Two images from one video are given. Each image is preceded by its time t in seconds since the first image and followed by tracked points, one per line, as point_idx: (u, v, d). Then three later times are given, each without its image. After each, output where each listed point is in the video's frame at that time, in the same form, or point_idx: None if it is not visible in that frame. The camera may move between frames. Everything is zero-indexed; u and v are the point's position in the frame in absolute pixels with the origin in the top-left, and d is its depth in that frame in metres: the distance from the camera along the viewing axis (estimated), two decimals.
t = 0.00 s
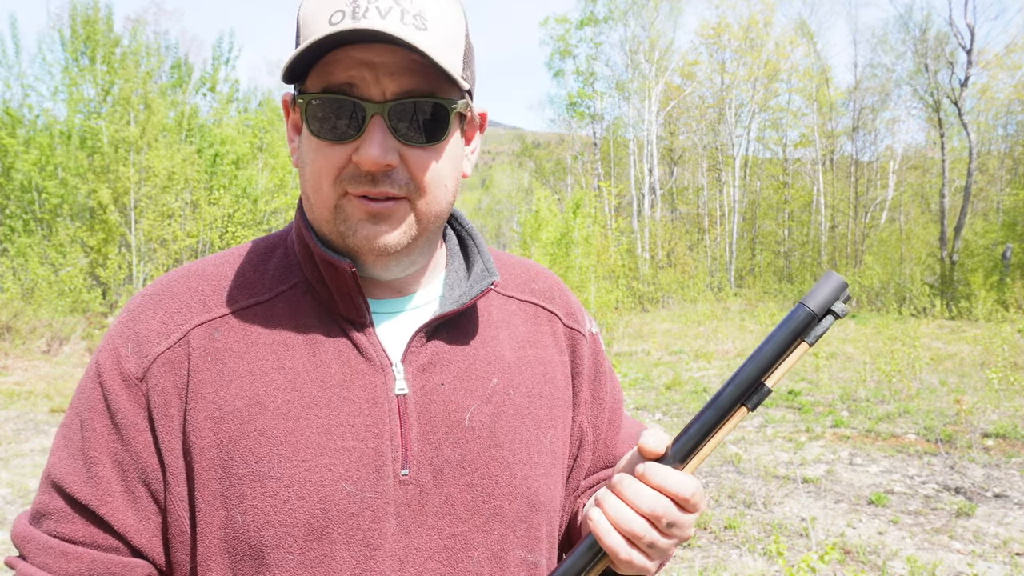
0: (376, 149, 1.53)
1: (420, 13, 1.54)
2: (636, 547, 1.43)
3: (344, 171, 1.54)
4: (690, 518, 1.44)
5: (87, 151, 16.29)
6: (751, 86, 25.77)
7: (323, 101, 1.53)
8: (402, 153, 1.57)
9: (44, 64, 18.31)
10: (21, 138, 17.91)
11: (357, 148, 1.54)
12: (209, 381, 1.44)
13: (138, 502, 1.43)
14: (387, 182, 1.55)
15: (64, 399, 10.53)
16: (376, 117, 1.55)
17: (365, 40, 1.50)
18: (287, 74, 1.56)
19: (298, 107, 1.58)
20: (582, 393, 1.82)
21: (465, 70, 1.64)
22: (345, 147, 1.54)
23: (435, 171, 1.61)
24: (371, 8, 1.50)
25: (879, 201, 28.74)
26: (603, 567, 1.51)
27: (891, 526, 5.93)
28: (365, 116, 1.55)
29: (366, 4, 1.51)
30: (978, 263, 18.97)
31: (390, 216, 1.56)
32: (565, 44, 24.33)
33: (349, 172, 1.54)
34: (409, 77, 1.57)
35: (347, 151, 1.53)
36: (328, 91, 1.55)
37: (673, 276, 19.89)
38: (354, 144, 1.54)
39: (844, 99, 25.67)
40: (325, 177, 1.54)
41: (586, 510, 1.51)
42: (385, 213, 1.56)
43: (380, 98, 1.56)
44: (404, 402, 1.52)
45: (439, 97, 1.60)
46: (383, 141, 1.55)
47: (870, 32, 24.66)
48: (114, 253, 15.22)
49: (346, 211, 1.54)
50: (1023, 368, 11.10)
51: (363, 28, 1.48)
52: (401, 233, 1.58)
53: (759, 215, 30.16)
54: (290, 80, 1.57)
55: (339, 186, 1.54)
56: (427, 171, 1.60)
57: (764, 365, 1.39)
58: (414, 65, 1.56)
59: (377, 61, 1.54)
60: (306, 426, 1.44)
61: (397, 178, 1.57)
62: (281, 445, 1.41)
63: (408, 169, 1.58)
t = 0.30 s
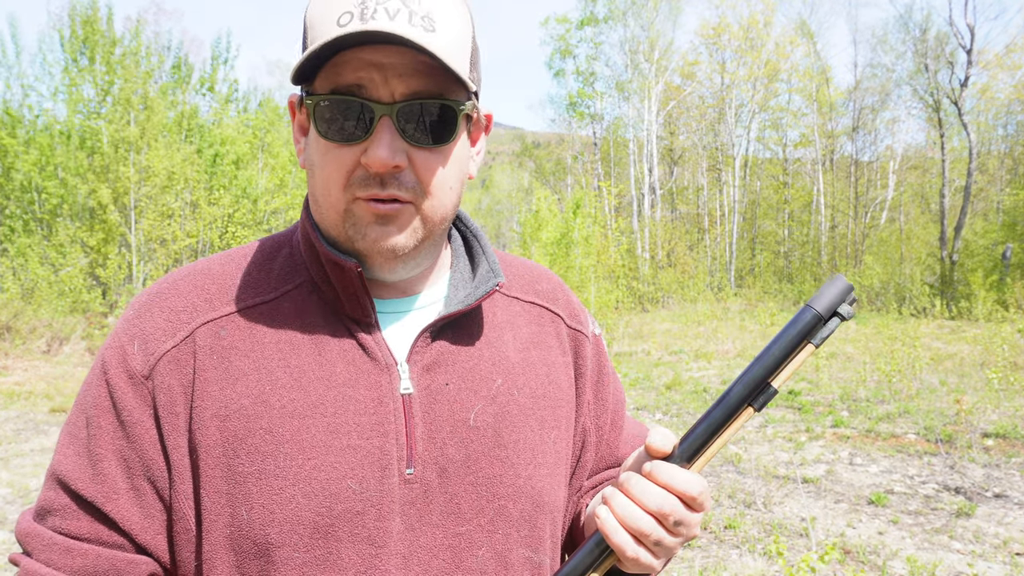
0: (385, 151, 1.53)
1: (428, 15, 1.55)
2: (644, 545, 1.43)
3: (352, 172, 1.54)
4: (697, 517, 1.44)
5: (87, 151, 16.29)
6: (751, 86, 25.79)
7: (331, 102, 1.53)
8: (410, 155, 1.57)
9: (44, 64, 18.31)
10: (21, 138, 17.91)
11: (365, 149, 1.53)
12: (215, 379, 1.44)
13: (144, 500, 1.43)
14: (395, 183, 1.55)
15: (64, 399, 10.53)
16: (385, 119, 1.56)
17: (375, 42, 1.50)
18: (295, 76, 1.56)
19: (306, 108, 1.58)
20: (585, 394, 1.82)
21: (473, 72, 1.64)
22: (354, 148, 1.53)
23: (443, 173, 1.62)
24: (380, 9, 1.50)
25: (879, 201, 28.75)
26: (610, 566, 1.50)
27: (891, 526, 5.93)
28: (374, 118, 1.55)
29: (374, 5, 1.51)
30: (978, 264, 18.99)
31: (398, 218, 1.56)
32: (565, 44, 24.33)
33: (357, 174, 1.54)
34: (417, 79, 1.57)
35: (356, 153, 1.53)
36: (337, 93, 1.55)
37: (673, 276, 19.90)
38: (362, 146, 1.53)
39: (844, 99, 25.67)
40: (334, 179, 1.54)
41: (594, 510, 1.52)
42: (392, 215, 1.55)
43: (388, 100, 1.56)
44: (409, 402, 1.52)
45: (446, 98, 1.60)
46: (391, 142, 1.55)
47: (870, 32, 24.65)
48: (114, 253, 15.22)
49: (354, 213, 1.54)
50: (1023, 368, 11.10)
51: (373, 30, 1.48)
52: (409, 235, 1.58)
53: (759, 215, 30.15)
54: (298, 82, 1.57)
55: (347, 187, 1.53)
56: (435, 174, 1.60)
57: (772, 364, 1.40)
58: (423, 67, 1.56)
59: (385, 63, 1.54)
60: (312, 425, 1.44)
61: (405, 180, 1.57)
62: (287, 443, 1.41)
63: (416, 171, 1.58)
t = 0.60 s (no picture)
0: (396, 157, 1.53)
1: (439, 21, 1.54)
2: (650, 541, 1.43)
3: (361, 175, 1.53)
4: (703, 513, 1.43)
5: (87, 151, 16.29)
6: (751, 86, 25.80)
7: (341, 107, 1.52)
8: (421, 160, 1.57)
9: (44, 64, 18.30)
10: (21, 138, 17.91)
11: (376, 154, 1.53)
12: (221, 380, 1.44)
13: (149, 499, 1.43)
14: (407, 187, 1.56)
15: (65, 399, 10.53)
16: (395, 126, 1.55)
17: (387, 49, 1.50)
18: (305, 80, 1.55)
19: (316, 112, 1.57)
20: (588, 396, 1.83)
21: (482, 78, 1.64)
22: (364, 152, 1.53)
23: (454, 178, 1.63)
24: (390, 15, 1.50)
25: (879, 201, 28.74)
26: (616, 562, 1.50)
27: (891, 526, 5.93)
28: (384, 122, 1.54)
29: (385, 11, 1.50)
30: (978, 264, 18.99)
31: (408, 221, 1.57)
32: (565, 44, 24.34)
33: (367, 176, 1.54)
34: (430, 85, 1.56)
35: (366, 157, 1.52)
36: (347, 98, 1.54)
37: (673, 276, 19.89)
38: (373, 150, 1.53)
39: (844, 99, 25.64)
40: (343, 182, 1.53)
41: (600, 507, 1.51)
42: (402, 218, 1.56)
43: (400, 106, 1.56)
44: (414, 403, 1.53)
45: (456, 104, 1.59)
46: (402, 148, 1.55)
47: (870, 32, 24.64)
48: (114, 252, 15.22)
49: (363, 214, 1.55)
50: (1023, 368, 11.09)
51: (384, 39, 1.48)
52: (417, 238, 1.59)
53: (759, 215, 30.14)
54: (308, 86, 1.56)
55: (358, 191, 1.54)
56: (447, 178, 1.61)
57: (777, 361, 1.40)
58: (435, 73, 1.56)
59: (397, 69, 1.53)
60: (318, 425, 1.44)
61: (414, 184, 1.57)
62: (293, 444, 1.41)
63: (426, 174, 1.58)
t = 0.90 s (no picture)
0: (447, 157, 1.55)
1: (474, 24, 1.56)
2: (656, 516, 1.37)
3: (406, 176, 1.54)
4: (705, 489, 1.40)
5: (87, 151, 16.28)
6: (751, 86, 25.81)
7: (394, 112, 1.50)
8: (465, 161, 1.60)
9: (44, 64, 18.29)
10: (21, 138, 17.92)
11: (426, 154, 1.53)
12: (221, 379, 1.45)
13: (148, 497, 1.44)
14: (451, 188, 1.58)
15: (65, 399, 10.53)
16: (443, 127, 1.55)
17: (442, 52, 1.50)
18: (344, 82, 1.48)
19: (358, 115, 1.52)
20: (588, 393, 1.84)
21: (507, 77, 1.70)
22: (411, 154, 1.52)
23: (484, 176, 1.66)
24: (432, 18, 1.49)
25: (879, 201, 28.75)
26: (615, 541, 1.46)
27: (891, 526, 5.93)
28: (433, 125, 1.54)
29: (425, 13, 1.49)
30: (978, 264, 18.99)
31: (447, 221, 1.59)
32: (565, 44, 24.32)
33: (412, 178, 1.54)
34: (471, 86, 1.59)
35: (413, 159, 1.52)
36: (395, 100, 1.51)
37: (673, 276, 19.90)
38: (422, 151, 1.53)
39: (844, 99, 25.63)
40: (385, 184, 1.53)
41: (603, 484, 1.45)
42: (443, 218, 1.58)
43: (447, 108, 1.57)
44: (414, 402, 1.52)
45: (490, 103, 1.64)
46: (452, 149, 1.56)
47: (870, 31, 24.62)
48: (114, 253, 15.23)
49: (402, 216, 1.55)
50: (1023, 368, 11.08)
51: (438, 42, 1.47)
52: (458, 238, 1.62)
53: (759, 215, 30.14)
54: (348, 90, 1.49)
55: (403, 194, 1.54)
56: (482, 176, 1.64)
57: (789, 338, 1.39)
58: (474, 74, 1.59)
59: (442, 72, 1.54)
60: (317, 425, 1.44)
61: (455, 183, 1.59)
62: (294, 443, 1.41)
63: (466, 172, 1.61)
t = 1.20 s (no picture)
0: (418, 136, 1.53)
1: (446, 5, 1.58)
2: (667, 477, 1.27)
3: (380, 162, 1.52)
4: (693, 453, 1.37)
5: (87, 151, 16.28)
6: (751, 86, 25.85)
7: (361, 92, 1.52)
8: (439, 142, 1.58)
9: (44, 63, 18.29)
10: (21, 138, 17.92)
11: (397, 136, 1.53)
12: (219, 368, 1.45)
13: (153, 486, 1.43)
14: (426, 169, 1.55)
15: (65, 399, 10.53)
16: (415, 106, 1.56)
17: (406, 30, 1.52)
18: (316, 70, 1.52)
19: (329, 103, 1.54)
20: (590, 393, 1.80)
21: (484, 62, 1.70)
22: (383, 134, 1.52)
23: (464, 159, 1.63)
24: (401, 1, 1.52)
25: (879, 202, 28.75)
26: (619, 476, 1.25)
27: (891, 526, 5.93)
28: (402, 104, 1.55)
29: None
30: (978, 264, 19.02)
31: (427, 205, 1.56)
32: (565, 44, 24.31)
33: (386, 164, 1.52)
34: (442, 68, 1.60)
35: (386, 140, 1.52)
36: (362, 84, 1.53)
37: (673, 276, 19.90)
38: (392, 134, 1.52)
39: (844, 99, 25.63)
40: (358, 168, 1.52)
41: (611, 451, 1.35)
42: (421, 202, 1.54)
43: (418, 88, 1.57)
44: (409, 398, 1.53)
45: (464, 86, 1.63)
46: (423, 130, 1.56)
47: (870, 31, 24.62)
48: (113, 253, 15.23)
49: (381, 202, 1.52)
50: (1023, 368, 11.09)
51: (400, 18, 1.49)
52: (439, 222, 1.58)
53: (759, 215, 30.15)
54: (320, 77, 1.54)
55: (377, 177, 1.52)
56: (459, 160, 1.61)
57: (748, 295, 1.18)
58: (445, 56, 1.60)
59: (411, 53, 1.56)
60: (314, 417, 1.45)
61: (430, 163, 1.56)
62: (289, 434, 1.42)
63: (442, 156, 1.59)
